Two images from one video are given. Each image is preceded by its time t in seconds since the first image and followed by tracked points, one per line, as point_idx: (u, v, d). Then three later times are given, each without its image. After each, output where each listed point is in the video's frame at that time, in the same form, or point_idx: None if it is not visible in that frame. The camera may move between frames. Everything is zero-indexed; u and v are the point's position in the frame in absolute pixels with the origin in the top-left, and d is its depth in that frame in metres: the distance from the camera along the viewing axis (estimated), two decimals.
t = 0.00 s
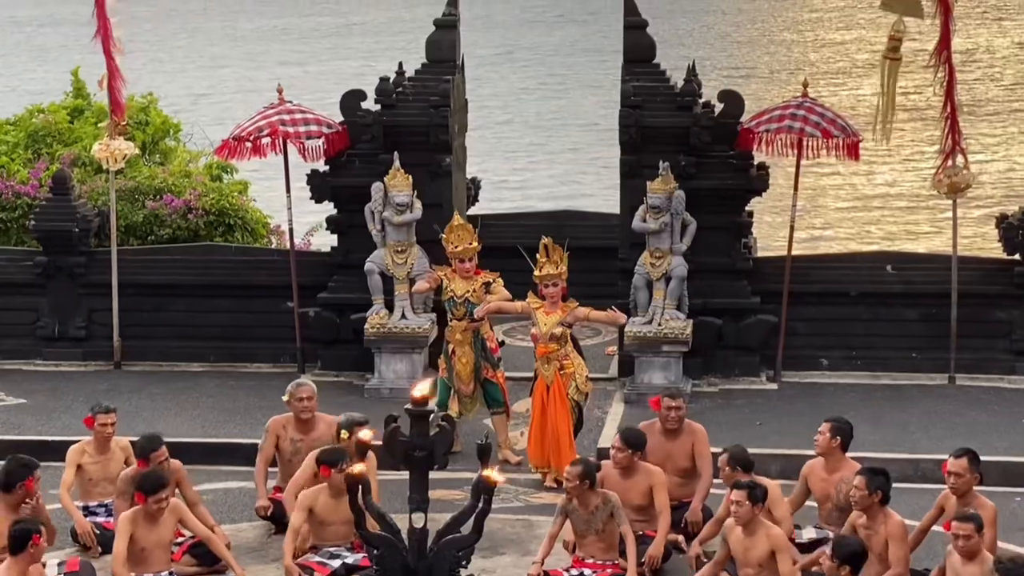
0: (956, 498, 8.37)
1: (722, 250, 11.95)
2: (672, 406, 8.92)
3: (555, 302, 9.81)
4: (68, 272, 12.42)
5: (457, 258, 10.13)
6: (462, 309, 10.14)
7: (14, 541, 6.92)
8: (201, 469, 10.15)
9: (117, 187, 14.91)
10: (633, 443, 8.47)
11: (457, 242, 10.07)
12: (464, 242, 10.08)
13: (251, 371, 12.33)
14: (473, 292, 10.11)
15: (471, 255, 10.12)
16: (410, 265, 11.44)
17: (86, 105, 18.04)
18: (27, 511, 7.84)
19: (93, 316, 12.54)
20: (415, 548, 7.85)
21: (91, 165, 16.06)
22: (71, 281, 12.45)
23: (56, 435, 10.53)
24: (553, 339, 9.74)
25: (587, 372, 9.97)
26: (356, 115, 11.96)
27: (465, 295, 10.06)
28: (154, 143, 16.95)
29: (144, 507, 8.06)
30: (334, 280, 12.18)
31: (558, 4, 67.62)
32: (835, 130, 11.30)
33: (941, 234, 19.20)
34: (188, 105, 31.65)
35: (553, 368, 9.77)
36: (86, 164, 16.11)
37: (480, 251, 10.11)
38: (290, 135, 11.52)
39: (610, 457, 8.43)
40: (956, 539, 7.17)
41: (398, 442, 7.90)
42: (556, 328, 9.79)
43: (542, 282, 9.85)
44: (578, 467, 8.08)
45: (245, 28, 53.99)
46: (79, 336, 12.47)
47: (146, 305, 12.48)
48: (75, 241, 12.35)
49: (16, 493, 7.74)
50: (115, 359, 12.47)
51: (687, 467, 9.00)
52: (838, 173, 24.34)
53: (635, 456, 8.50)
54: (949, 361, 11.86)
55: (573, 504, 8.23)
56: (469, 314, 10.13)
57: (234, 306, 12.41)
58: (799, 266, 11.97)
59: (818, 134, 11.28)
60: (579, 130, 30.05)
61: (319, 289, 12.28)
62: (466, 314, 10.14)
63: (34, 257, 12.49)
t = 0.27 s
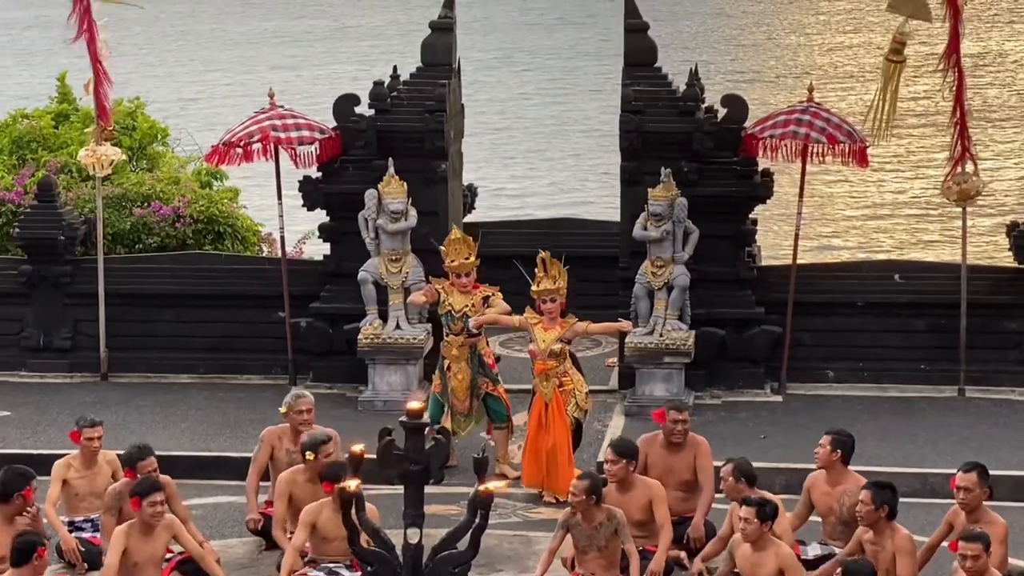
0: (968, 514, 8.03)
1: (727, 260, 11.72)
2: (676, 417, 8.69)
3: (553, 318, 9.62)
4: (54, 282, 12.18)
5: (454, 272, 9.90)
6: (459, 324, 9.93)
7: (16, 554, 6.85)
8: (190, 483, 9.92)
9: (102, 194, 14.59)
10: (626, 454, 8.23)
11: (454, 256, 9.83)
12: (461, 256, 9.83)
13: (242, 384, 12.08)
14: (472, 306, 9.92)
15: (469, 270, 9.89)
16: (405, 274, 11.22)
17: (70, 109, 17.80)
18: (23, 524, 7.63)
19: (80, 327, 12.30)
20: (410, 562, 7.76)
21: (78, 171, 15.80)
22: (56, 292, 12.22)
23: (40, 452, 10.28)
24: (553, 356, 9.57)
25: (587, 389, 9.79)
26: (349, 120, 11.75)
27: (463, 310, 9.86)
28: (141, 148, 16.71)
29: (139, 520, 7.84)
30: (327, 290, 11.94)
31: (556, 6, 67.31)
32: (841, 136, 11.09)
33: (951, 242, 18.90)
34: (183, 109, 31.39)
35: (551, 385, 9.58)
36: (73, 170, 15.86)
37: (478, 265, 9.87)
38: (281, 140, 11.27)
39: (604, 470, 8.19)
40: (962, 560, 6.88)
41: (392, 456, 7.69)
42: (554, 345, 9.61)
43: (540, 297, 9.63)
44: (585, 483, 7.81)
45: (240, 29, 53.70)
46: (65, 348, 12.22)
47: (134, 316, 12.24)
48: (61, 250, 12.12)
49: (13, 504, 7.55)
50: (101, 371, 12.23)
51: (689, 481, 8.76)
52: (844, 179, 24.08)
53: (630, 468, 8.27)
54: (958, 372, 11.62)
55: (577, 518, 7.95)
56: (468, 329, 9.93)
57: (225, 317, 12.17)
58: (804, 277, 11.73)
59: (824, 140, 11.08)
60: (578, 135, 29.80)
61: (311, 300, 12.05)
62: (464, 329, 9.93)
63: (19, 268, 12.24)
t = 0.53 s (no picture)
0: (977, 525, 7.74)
1: (729, 265, 11.49)
2: (677, 423, 8.45)
3: (549, 333, 9.38)
4: (37, 287, 11.94)
5: (448, 283, 9.63)
6: (452, 336, 9.67)
7: None
8: (176, 495, 9.67)
9: (88, 197, 14.36)
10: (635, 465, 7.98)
11: (448, 266, 9.57)
12: (455, 267, 9.58)
13: (230, 392, 11.84)
14: (466, 318, 9.64)
15: (462, 281, 9.61)
16: (399, 279, 11.01)
17: (55, 109, 17.57)
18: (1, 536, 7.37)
19: (64, 334, 12.05)
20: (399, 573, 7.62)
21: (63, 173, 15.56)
22: (39, 298, 11.97)
23: (22, 464, 10.04)
24: (551, 371, 9.36)
25: (586, 404, 9.57)
26: (341, 121, 11.56)
27: (457, 322, 9.59)
28: (128, 150, 16.48)
29: (137, 526, 7.48)
30: (318, 296, 11.71)
31: (555, 2, 66.94)
32: (847, 137, 10.86)
33: (961, 247, 18.61)
34: (176, 109, 31.14)
35: (550, 402, 9.36)
36: (57, 172, 15.61)
37: (472, 276, 9.61)
38: (271, 142, 11.05)
39: (614, 482, 7.94)
40: None
41: (386, 468, 7.41)
42: (552, 361, 9.39)
43: (535, 312, 9.39)
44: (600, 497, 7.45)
45: (235, 28, 53.41)
46: (48, 355, 11.97)
47: (119, 322, 12.00)
48: (44, 254, 11.87)
49: None
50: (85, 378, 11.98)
51: (691, 492, 8.52)
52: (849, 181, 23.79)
53: (640, 481, 8.03)
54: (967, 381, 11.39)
55: (583, 530, 7.58)
56: (461, 340, 9.67)
57: (214, 323, 11.94)
58: (807, 283, 11.51)
59: (829, 141, 10.84)
60: (577, 136, 29.54)
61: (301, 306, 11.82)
62: (457, 340, 9.67)
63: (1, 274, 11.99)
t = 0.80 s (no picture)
0: (983, 535, 7.52)
1: (729, 266, 11.28)
2: (671, 430, 8.24)
3: (543, 342, 9.19)
4: (20, 289, 11.74)
5: (437, 288, 9.46)
6: (442, 342, 9.48)
7: None
8: (161, 503, 9.47)
9: (72, 197, 14.17)
10: (646, 476, 7.76)
11: (439, 270, 9.40)
12: (445, 271, 9.40)
13: (217, 397, 11.62)
14: (456, 324, 9.45)
15: (452, 286, 9.44)
16: (391, 282, 10.81)
17: (38, 107, 17.37)
18: None
19: (48, 336, 11.84)
20: None
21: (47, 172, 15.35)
22: (21, 299, 11.76)
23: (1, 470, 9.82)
24: (547, 383, 9.15)
25: (585, 413, 9.37)
26: (332, 119, 11.34)
27: (447, 327, 9.40)
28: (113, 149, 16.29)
29: (125, 534, 7.26)
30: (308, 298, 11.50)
31: None
32: (850, 136, 10.67)
33: (966, 249, 18.41)
34: (170, 108, 30.92)
35: (547, 413, 9.16)
36: (40, 171, 15.40)
37: (462, 282, 9.42)
38: (260, 140, 10.85)
39: (623, 492, 7.70)
40: None
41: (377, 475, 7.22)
42: (548, 373, 9.18)
43: (528, 321, 9.22)
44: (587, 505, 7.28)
45: (230, 26, 53.17)
46: (31, 358, 11.76)
47: (104, 325, 11.79)
48: (27, 255, 11.67)
49: None
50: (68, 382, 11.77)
51: (689, 501, 8.31)
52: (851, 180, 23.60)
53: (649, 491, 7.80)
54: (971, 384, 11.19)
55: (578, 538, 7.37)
56: (451, 347, 9.49)
57: (202, 326, 11.74)
58: (808, 285, 11.31)
59: (832, 140, 10.65)
60: (574, 135, 29.33)
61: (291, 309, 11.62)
62: (447, 347, 9.49)
63: None
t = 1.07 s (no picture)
0: (989, 538, 7.30)
1: (730, 263, 11.09)
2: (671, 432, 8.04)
3: (537, 346, 8.98)
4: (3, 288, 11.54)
5: (425, 288, 9.26)
6: (432, 343, 9.27)
7: None
8: (146, 506, 9.27)
9: (55, 192, 13.92)
10: (638, 474, 7.54)
11: (428, 270, 9.19)
12: (435, 271, 9.20)
13: (204, 397, 11.41)
14: (446, 326, 9.23)
15: (441, 286, 9.23)
16: (382, 279, 10.60)
17: (21, 100, 17.16)
18: None
19: (32, 335, 11.63)
20: None
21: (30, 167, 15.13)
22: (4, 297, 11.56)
23: None
24: (543, 389, 8.94)
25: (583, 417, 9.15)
26: (322, 113, 11.13)
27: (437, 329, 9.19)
28: (98, 144, 16.10)
29: (102, 542, 7.06)
30: (298, 296, 11.30)
31: None
32: (852, 129, 10.46)
33: (968, 246, 18.22)
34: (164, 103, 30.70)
35: (546, 418, 8.96)
36: (23, 167, 15.19)
37: (451, 283, 9.21)
38: (248, 135, 10.64)
39: (614, 489, 7.49)
40: None
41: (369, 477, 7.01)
42: (544, 376, 8.97)
43: (523, 324, 9.02)
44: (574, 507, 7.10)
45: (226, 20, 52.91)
46: (14, 357, 11.56)
47: (89, 324, 11.59)
48: (10, 252, 11.48)
49: None
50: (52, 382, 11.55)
51: (686, 503, 8.11)
52: (853, 176, 23.41)
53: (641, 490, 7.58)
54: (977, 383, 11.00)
55: (563, 543, 7.17)
56: (441, 348, 9.28)
57: (189, 325, 11.54)
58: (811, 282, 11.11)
59: (834, 134, 10.44)
60: (572, 130, 29.12)
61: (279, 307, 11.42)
62: (437, 349, 9.28)
63: None
